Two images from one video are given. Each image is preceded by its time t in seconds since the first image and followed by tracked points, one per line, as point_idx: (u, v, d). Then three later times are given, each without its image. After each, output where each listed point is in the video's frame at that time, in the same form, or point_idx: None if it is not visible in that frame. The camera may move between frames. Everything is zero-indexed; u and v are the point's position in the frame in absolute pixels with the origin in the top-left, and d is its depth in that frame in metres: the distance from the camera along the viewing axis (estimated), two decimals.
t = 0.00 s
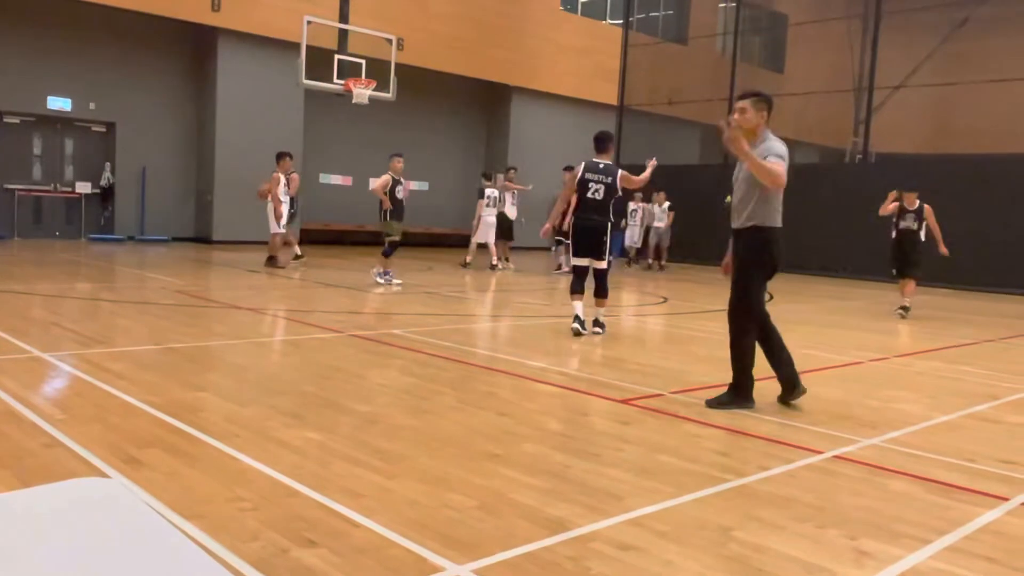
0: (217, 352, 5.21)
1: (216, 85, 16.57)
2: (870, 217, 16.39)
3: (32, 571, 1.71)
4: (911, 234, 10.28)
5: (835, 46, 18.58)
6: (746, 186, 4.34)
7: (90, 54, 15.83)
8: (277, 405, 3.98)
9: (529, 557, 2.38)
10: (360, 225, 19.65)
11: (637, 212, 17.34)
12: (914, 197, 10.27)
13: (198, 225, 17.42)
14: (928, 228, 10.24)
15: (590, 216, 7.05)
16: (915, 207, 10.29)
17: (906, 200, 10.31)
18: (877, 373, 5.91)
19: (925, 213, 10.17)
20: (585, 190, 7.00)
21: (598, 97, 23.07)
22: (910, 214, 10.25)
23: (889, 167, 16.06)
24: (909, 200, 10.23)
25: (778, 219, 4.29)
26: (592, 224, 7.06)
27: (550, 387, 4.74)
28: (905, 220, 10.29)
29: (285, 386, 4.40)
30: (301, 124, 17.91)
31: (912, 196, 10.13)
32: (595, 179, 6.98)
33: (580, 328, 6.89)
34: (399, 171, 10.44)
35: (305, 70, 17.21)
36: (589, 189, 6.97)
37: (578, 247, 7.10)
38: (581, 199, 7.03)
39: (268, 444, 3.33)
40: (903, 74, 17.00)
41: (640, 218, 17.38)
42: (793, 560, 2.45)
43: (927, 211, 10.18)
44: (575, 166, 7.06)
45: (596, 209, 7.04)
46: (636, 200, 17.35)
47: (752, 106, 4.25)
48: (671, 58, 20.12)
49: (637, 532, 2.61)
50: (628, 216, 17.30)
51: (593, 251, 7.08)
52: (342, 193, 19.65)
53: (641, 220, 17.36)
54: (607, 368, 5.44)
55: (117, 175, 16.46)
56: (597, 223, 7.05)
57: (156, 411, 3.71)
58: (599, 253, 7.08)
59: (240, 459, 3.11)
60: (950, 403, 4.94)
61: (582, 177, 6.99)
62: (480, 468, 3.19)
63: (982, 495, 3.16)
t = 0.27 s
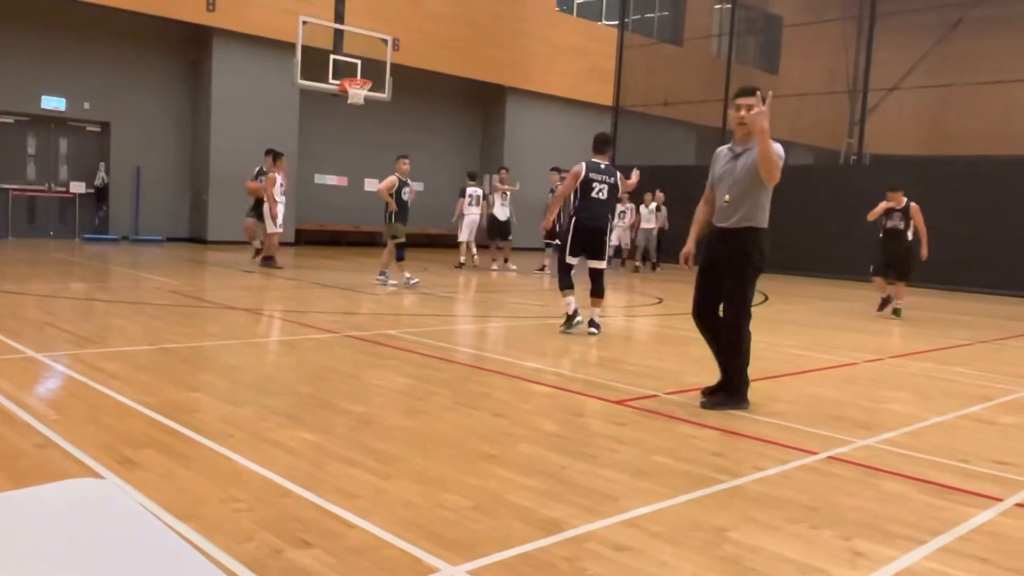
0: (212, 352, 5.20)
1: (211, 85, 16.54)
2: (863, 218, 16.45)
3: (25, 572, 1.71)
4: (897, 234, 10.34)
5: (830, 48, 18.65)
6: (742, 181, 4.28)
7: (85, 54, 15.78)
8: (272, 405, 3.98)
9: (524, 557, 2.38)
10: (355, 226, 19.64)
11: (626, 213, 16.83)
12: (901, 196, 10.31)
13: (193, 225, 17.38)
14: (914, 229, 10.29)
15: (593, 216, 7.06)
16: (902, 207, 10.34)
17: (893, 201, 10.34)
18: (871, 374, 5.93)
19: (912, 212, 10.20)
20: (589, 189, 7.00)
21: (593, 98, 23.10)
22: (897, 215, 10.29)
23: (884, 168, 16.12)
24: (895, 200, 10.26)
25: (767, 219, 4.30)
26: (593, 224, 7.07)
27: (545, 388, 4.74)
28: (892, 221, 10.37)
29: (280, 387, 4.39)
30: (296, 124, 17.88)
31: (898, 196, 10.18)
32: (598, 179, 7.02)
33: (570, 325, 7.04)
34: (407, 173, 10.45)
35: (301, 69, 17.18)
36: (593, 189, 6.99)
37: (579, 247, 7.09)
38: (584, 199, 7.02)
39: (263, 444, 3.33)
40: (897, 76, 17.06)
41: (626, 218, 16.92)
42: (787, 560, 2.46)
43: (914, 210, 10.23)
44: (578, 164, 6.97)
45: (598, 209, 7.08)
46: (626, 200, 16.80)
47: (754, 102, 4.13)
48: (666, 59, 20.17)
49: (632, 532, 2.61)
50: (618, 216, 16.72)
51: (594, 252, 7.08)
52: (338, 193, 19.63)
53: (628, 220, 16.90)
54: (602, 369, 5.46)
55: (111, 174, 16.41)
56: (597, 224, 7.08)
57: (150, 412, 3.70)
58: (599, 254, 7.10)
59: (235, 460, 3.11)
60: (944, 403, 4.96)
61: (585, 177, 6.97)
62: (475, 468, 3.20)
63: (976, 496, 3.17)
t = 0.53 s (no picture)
0: (209, 353, 5.20)
1: (209, 85, 16.52)
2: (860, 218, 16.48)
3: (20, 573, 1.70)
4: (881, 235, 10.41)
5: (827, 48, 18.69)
6: (740, 184, 4.25)
7: (82, 54, 15.76)
8: (269, 406, 3.98)
9: (522, 557, 2.38)
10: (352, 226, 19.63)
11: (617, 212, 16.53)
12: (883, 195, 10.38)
13: (190, 225, 17.36)
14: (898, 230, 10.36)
15: (589, 217, 7.05)
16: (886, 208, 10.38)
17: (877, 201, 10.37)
18: (869, 374, 5.93)
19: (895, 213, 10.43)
20: (582, 191, 7.02)
21: (591, 98, 23.11)
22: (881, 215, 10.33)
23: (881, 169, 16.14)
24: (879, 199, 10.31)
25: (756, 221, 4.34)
26: (590, 225, 7.05)
27: (543, 388, 4.75)
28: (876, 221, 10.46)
29: (278, 387, 4.39)
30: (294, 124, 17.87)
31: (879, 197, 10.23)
32: (590, 180, 7.05)
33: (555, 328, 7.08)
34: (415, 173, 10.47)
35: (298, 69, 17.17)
36: (587, 190, 7.02)
37: (578, 248, 7.04)
38: (578, 200, 7.04)
39: (260, 445, 3.33)
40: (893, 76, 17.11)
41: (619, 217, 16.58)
42: (784, 560, 2.46)
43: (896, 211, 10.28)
44: (569, 167, 6.99)
45: (592, 210, 7.09)
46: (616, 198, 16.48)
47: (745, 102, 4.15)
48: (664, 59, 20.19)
49: (630, 532, 2.61)
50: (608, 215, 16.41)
51: (592, 253, 7.08)
52: (335, 193, 19.62)
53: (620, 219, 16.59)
54: (599, 369, 5.46)
55: (109, 175, 16.39)
56: (595, 225, 7.07)
57: (147, 412, 3.70)
58: (596, 254, 7.09)
59: (232, 460, 3.10)
60: (941, 404, 4.97)
61: (578, 179, 7.01)
62: (473, 469, 3.20)
63: (973, 496, 3.17)
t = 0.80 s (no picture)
0: (206, 353, 5.20)
1: (206, 85, 16.50)
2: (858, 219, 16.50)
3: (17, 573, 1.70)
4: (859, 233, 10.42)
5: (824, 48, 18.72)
6: (723, 183, 4.18)
7: (79, 54, 15.74)
8: (267, 406, 3.97)
9: (519, 558, 2.38)
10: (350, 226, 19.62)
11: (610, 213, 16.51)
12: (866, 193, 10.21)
13: (187, 225, 17.33)
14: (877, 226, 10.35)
15: (571, 216, 7.08)
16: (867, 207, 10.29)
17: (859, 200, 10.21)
18: (867, 374, 5.94)
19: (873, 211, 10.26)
20: (563, 191, 7.01)
21: (588, 98, 23.11)
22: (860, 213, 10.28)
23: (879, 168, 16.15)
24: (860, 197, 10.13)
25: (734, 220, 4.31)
26: (572, 225, 7.09)
27: (540, 388, 4.75)
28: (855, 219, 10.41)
29: (275, 387, 4.39)
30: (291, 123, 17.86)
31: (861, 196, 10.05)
32: (571, 179, 7.05)
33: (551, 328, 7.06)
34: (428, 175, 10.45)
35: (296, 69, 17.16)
36: (568, 190, 7.02)
37: (563, 248, 7.05)
38: (559, 200, 7.02)
39: (258, 445, 3.33)
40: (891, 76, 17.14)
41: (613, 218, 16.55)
42: (782, 560, 2.46)
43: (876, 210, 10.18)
44: (549, 167, 7.01)
45: (572, 209, 7.09)
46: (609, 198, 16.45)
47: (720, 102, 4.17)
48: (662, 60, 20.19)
49: (627, 533, 2.61)
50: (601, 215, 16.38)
51: (575, 252, 7.09)
52: (333, 193, 19.61)
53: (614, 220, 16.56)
54: (598, 369, 5.46)
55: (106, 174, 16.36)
56: (575, 224, 7.11)
57: (144, 413, 3.69)
58: (579, 253, 7.12)
59: (229, 460, 3.10)
60: (938, 404, 4.98)
61: (559, 180, 7.00)
62: (470, 469, 3.20)
63: (970, 496, 3.18)
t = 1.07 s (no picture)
0: (204, 353, 5.20)
1: (204, 85, 16.49)
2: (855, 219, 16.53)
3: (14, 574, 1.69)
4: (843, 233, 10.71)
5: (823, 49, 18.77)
6: (697, 181, 4.15)
7: (77, 53, 15.72)
8: (265, 406, 3.97)
9: (517, 558, 2.38)
10: (348, 226, 19.64)
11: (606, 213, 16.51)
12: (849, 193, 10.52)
13: (185, 225, 17.32)
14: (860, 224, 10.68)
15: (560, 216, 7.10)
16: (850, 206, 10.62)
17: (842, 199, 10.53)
18: (863, 374, 5.95)
19: (858, 212, 10.74)
20: (552, 190, 7.03)
21: (587, 98, 23.13)
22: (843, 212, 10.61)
23: (876, 168, 16.21)
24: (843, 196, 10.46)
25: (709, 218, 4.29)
26: (562, 224, 7.09)
27: (538, 388, 4.76)
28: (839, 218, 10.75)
29: (273, 387, 4.39)
30: (289, 123, 17.84)
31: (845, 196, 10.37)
32: (560, 179, 7.05)
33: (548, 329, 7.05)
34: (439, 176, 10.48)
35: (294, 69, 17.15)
36: (557, 190, 7.04)
37: (552, 248, 7.07)
38: (548, 200, 7.03)
39: (255, 445, 3.33)
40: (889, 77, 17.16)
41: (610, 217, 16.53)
42: (781, 560, 2.46)
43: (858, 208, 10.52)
44: (538, 167, 6.92)
45: (560, 209, 7.11)
46: (605, 197, 16.46)
47: (693, 98, 4.09)
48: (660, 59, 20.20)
49: (625, 532, 2.61)
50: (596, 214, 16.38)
51: (563, 252, 7.11)
52: (331, 193, 19.60)
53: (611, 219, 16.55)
54: (596, 369, 5.45)
55: (104, 174, 16.34)
56: (564, 223, 7.11)
57: (142, 412, 3.70)
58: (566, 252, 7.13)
59: (227, 460, 3.10)
60: (935, 404, 4.99)
61: (548, 179, 7.00)
62: (469, 469, 3.20)
63: (968, 496, 3.18)
